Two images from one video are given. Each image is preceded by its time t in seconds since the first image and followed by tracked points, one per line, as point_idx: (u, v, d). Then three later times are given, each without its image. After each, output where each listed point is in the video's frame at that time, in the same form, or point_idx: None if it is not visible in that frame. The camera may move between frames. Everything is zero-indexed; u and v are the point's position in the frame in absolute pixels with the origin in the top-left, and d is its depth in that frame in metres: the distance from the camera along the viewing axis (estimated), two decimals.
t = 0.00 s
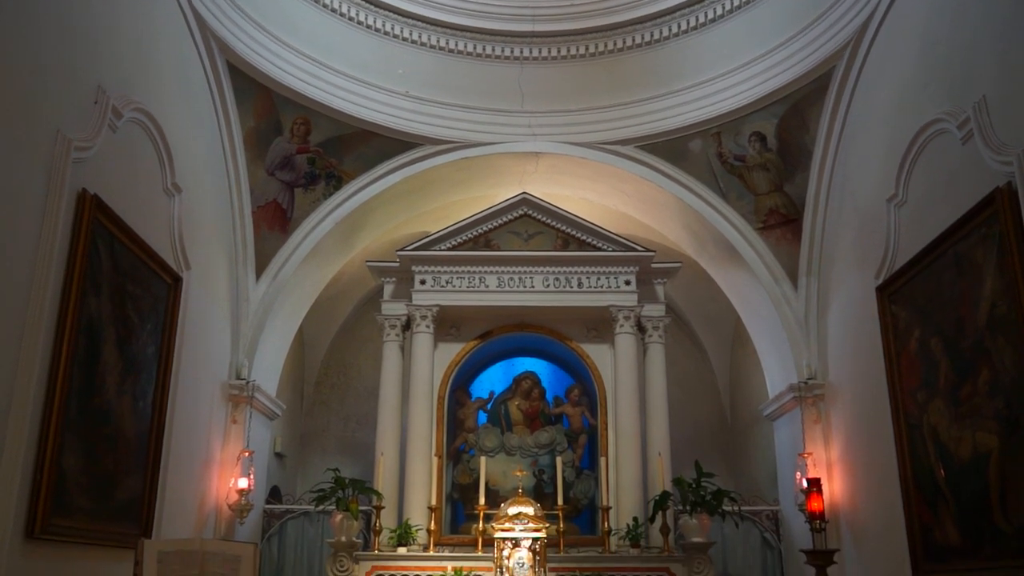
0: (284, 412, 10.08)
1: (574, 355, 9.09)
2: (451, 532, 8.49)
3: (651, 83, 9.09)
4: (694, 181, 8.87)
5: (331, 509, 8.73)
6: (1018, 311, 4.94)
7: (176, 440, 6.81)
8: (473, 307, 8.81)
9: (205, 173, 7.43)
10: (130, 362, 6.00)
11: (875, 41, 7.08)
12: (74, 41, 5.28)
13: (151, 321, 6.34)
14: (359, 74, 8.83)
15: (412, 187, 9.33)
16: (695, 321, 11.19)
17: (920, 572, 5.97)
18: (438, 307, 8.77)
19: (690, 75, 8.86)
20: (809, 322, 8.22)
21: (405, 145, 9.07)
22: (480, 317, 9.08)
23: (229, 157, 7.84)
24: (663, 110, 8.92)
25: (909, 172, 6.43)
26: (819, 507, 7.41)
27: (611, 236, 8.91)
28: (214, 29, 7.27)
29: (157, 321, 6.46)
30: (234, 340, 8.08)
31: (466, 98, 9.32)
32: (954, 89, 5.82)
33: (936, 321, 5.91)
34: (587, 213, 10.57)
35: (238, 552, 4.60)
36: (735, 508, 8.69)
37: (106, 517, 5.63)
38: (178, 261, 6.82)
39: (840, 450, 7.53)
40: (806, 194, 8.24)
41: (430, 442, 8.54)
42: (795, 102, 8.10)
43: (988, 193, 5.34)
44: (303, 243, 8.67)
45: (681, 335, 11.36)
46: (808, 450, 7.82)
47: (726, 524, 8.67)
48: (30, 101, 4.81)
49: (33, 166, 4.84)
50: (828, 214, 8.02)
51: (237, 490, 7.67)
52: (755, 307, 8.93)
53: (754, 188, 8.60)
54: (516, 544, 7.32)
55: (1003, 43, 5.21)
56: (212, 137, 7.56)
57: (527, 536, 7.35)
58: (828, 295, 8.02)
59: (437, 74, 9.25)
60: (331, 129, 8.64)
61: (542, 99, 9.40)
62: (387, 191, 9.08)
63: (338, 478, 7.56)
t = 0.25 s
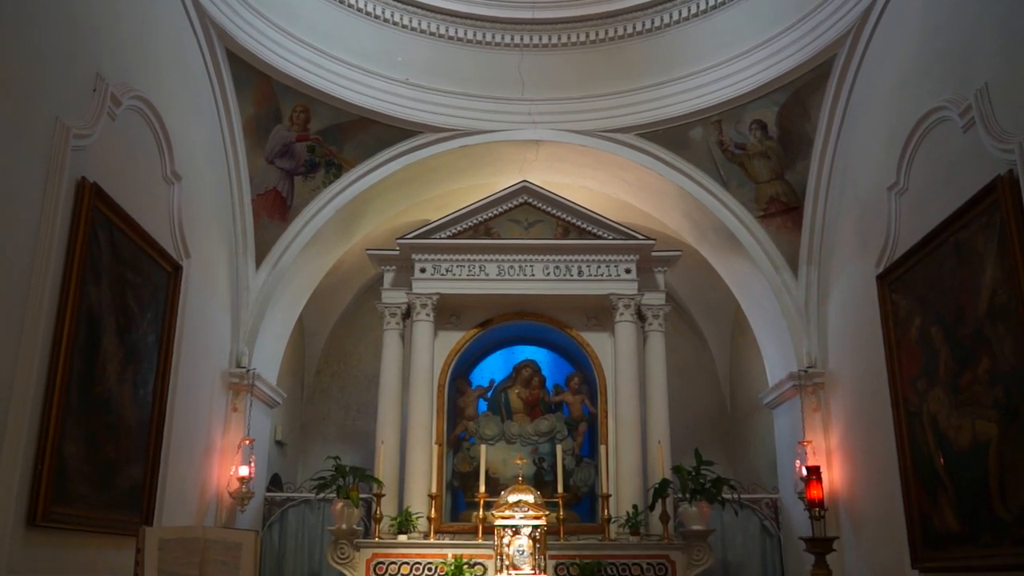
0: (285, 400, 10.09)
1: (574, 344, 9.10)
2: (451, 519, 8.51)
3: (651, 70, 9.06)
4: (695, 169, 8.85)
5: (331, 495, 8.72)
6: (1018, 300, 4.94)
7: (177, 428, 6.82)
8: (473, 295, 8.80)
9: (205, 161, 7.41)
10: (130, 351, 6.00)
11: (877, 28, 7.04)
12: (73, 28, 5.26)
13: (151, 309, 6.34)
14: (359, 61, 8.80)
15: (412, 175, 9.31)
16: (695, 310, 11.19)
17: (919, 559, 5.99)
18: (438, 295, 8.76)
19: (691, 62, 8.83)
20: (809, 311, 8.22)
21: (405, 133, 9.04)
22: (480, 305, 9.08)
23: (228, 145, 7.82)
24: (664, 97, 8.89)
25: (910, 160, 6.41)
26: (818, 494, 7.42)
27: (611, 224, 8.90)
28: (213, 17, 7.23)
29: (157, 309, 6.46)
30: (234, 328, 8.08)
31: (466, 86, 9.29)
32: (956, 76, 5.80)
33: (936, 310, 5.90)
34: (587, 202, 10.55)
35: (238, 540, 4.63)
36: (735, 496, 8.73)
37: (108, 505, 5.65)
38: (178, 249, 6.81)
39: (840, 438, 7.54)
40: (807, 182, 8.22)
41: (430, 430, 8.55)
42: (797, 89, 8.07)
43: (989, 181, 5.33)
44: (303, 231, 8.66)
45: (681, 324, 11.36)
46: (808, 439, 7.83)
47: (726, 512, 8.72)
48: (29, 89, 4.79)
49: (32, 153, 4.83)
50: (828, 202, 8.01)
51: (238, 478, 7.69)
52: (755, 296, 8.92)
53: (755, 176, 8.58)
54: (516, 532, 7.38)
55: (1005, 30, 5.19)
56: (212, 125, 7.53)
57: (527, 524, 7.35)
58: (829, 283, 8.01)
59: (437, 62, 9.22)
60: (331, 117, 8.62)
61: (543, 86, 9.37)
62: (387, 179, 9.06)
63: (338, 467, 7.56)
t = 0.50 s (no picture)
0: (285, 388, 10.10)
1: (574, 332, 9.10)
2: (451, 507, 8.53)
3: (652, 58, 9.03)
4: (695, 157, 8.84)
5: (331, 483, 8.74)
6: (1018, 288, 4.94)
7: (177, 416, 6.82)
8: (473, 283, 8.80)
9: (204, 148, 7.39)
10: (131, 339, 6.00)
11: (879, 15, 7.00)
12: (71, 15, 5.23)
13: (151, 297, 6.34)
14: (359, 49, 8.77)
15: (411, 163, 9.29)
16: (695, 298, 11.19)
17: (917, 547, 6.01)
18: (438, 283, 8.76)
19: (692, 50, 8.80)
20: (809, 299, 8.22)
21: (405, 121, 9.01)
22: (480, 293, 9.08)
23: (228, 132, 7.80)
24: (664, 85, 8.87)
25: (911, 148, 6.40)
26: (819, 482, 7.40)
27: (611, 212, 8.89)
28: (212, 4, 7.19)
29: (157, 297, 6.45)
30: (234, 317, 8.08)
31: (466, 73, 9.26)
32: (957, 63, 5.78)
33: (937, 298, 5.90)
34: (587, 190, 10.54)
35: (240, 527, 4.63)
36: (735, 484, 8.75)
37: (110, 493, 5.66)
38: (177, 237, 6.80)
39: (840, 426, 7.55)
40: (808, 170, 8.20)
41: (430, 418, 8.57)
42: (798, 77, 8.04)
43: (990, 169, 5.32)
44: (302, 219, 8.65)
45: (681, 312, 11.36)
46: (807, 427, 7.85)
47: (725, 499, 8.75)
48: (27, 76, 4.77)
49: (31, 141, 4.81)
50: (829, 191, 7.99)
51: (239, 466, 7.70)
52: (755, 284, 8.92)
53: (756, 164, 8.56)
54: (516, 520, 7.44)
55: (1007, 17, 5.16)
56: (211, 112, 7.51)
57: (527, 512, 7.43)
58: (829, 271, 8.01)
59: (437, 49, 9.20)
60: (331, 105, 8.59)
61: (543, 74, 9.34)
62: (387, 167, 9.04)
63: (338, 454, 7.56)
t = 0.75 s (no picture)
0: (285, 376, 10.11)
1: (575, 320, 9.10)
2: (452, 495, 8.55)
3: (652, 45, 9.02)
4: (695, 145, 8.82)
5: (332, 471, 8.76)
6: (1018, 275, 4.94)
7: (178, 404, 6.83)
8: (473, 271, 8.80)
9: (204, 136, 7.37)
10: (131, 327, 6.01)
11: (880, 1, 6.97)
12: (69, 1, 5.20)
13: (151, 284, 6.33)
14: (359, 36, 8.75)
15: (411, 151, 9.28)
16: (695, 286, 11.19)
17: (917, 534, 6.03)
18: (438, 272, 8.76)
19: (693, 37, 8.78)
20: (810, 287, 8.22)
21: (405, 108, 8.99)
22: (481, 281, 9.08)
23: (227, 120, 7.78)
24: (665, 72, 8.84)
25: (912, 135, 6.38)
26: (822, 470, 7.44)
27: (611, 200, 8.87)
28: None
29: (157, 285, 6.45)
30: (234, 305, 8.08)
31: (466, 61, 9.24)
32: (959, 50, 5.76)
33: (937, 286, 5.90)
34: (588, 178, 10.52)
35: (241, 515, 4.64)
36: (735, 472, 8.76)
37: (111, 480, 5.67)
38: (177, 225, 6.79)
39: (839, 414, 7.56)
40: (809, 158, 8.19)
41: (431, 406, 8.58)
42: (799, 64, 8.01)
43: (991, 156, 5.30)
44: (302, 207, 8.64)
45: (681, 300, 11.36)
46: (807, 415, 7.86)
47: (725, 487, 8.76)
48: (25, 62, 4.75)
49: (30, 128, 4.80)
50: (830, 179, 7.97)
51: (239, 453, 7.71)
52: (755, 273, 8.92)
53: (756, 152, 8.54)
54: (516, 507, 7.51)
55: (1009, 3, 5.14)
56: (210, 100, 7.48)
57: (527, 499, 7.46)
58: (829, 259, 8.01)
59: (436, 36, 9.21)
60: (330, 92, 8.56)
61: (543, 61, 9.32)
62: (387, 155, 9.02)
63: (339, 442, 7.57)
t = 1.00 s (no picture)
0: (285, 365, 10.13)
1: (575, 308, 9.11)
2: (452, 483, 8.57)
3: (652, 33, 9.00)
4: (695, 133, 8.81)
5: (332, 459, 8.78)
6: (1018, 263, 4.94)
7: (178, 392, 6.83)
8: (472, 260, 8.80)
9: (203, 124, 7.36)
10: (132, 314, 6.01)
11: None
12: None
13: (151, 272, 6.33)
14: (358, 24, 8.73)
15: (411, 140, 9.26)
16: (695, 275, 11.19)
17: (916, 522, 6.05)
18: (438, 260, 8.76)
19: (693, 25, 8.77)
20: (810, 276, 8.22)
21: (405, 97, 8.97)
22: (481, 270, 9.08)
23: (226, 108, 7.76)
24: (665, 60, 8.82)
25: (913, 123, 6.37)
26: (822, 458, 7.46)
27: (612, 189, 8.86)
28: None
29: (157, 273, 6.45)
30: (235, 293, 8.08)
31: (466, 49, 9.21)
32: (960, 37, 5.74)
33: (937, 274, 5.89)
34: (588, 166, 10.51)
35: (241, 502, 4.65)
36: (735, 460, 8.78)
37: (112, 468, 5.69)
38: (177, 214, 6.79)
39: (839, 402, 7.57)
40: (809, 146, 8.18)
41: (431, 394, 8.59)
42: (799, 52, 7.98)
43: (992, 144, 5.29)
44: (302, 195, 8.63)
45: (681, 288, 11.36)
46: (807, 403, 7.87)
47: (725, 475, 8.78)
48: (24, 49, 4.74)
49: (29, 115, 4.79)
50: (830, 167, 7.96)
51: (240, 442, 7.72)
52: (755, 261, 8.92)
53: (757, 140, 8.53)
54: (516, 495, 7.52)
55: None
56: (209, 88, 7.47)
57: (527, 487, 7.46)
58: (829, 247, 8.00)
59: (436, 24, 9.19)
60: (330, 80, 8.54)
61: (543, 49, 9.30)
62: (387, 143, 9.01)
63: (339, 430, 7.57)
